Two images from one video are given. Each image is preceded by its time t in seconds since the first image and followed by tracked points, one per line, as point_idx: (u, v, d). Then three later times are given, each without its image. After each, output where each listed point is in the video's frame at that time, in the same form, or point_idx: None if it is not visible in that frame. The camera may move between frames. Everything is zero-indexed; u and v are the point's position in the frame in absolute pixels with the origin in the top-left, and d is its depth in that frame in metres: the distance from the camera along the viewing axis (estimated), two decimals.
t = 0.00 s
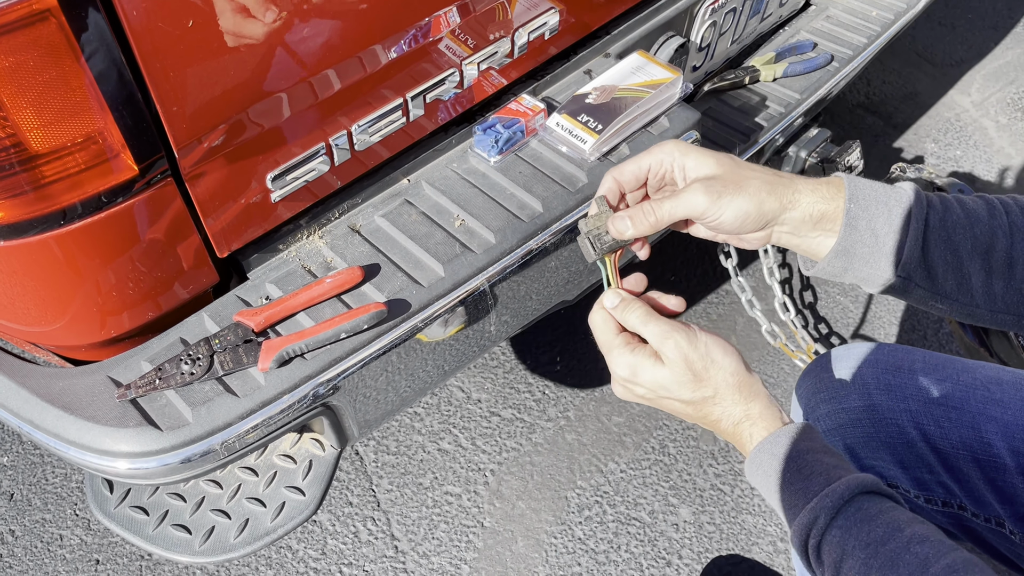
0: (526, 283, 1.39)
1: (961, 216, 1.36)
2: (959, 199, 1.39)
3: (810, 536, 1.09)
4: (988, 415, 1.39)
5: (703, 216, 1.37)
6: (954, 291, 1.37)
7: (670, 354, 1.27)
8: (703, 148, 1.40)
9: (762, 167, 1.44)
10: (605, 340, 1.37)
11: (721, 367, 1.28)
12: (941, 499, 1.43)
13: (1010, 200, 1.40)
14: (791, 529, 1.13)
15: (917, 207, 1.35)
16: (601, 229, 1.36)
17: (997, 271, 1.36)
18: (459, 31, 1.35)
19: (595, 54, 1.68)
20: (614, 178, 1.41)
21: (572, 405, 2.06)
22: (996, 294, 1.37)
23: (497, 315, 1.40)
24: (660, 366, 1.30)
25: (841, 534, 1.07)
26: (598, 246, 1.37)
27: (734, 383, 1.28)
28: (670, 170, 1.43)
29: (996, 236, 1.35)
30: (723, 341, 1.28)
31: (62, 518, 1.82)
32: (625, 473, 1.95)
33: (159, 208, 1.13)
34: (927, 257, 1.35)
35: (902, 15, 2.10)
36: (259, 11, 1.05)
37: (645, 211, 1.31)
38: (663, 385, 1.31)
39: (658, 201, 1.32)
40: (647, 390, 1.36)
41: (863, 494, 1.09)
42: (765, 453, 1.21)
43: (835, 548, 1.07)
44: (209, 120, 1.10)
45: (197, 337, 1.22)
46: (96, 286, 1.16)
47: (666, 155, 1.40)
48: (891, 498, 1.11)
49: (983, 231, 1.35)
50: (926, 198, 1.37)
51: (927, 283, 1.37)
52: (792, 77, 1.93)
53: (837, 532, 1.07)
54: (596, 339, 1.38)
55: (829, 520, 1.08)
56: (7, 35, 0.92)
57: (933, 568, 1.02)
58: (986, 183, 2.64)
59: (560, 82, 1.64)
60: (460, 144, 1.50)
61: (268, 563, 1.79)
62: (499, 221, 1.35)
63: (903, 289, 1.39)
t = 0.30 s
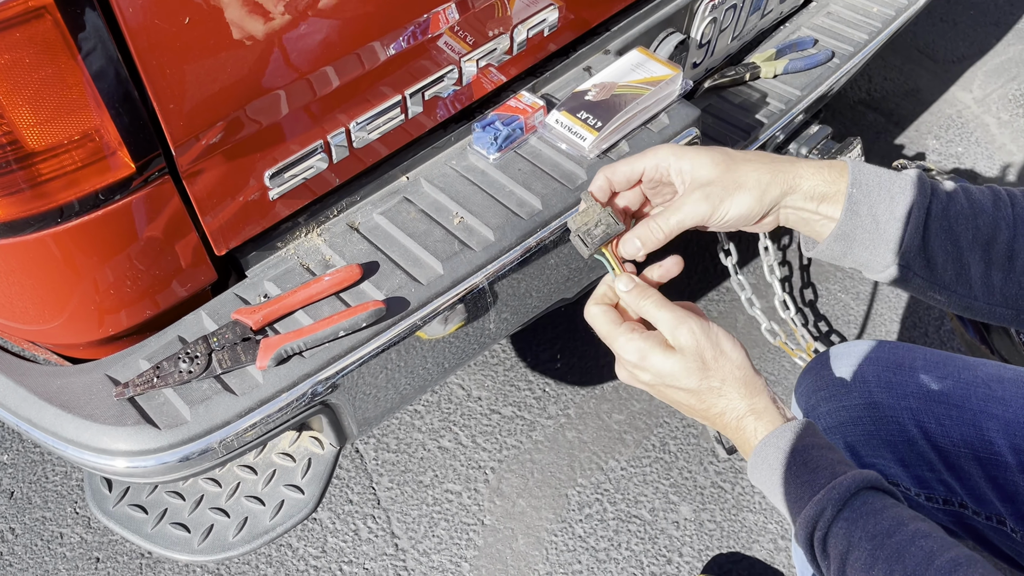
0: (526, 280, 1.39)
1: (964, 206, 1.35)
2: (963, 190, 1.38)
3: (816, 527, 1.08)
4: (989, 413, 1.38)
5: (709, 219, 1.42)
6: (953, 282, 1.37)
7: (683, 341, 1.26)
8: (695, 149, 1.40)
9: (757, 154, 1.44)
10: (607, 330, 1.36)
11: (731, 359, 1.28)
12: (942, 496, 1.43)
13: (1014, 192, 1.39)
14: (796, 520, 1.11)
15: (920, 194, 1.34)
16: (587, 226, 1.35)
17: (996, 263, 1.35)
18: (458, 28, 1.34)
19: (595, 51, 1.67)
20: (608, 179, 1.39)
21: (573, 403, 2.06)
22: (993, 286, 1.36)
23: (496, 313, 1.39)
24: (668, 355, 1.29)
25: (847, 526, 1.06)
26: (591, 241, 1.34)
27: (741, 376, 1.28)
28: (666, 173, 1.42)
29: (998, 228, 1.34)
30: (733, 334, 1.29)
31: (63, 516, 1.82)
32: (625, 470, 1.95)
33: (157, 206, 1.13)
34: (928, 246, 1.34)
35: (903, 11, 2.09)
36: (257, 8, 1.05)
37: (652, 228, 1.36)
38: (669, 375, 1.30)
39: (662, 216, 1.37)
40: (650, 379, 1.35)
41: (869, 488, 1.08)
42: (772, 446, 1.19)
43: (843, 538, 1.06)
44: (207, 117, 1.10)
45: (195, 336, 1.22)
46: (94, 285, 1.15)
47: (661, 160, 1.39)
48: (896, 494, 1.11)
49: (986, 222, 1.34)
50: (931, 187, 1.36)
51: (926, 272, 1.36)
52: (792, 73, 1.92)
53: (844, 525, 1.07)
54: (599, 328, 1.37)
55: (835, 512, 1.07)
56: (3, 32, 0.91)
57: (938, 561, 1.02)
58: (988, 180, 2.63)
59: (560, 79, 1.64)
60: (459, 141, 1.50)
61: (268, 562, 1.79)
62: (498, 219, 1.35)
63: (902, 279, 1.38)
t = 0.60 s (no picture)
0: (527, 278, 1.39)
1: (967, 212, 1.34)
2: (967, 196, 1.38)
3: (814, 526, 1.08)
4: (993, 411, 1.38)
5: (713, 229, 1.39)
6: (960, 288, 1.36)
7: (676, 340, 1.26)
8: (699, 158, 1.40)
9: (762, 168, 1.44)
10: (599, 338, 1.35)
11: (725, 354, 1.27)
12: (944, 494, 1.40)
13: (1019, 198, 1.38)
14: (795, 518, 1.11)
15: (921, 202, 1.34)
16: (592, 224, 1.36)
17: (1003, 269, 1.34)
18: (458, 25, 1.34)
19: (596, 48, 1.66)
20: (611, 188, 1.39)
21: (574, 401, 2.06)
22: (1000, 290, 1.35)
23: (498, 311, 1.39)
24: (663, 357, 1.28)
25: (845, 525, 1.06)
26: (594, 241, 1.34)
27: (738, 371, 1.27)
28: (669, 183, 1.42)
29: (1003, 234, 1.34)
30: (726, 328, 1.29)
31: (64, 514, 1.82)
32: (627, 468, 1.94)
33: (157, 204, 1.12)
34: (933, 253, 1.34)
35: (905, 7, 2.08)
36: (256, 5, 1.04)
37: (655, 232, 1.34)
38: (666, 376, 1.30)
39: (666, 223, 1.34)
40: (648, 382, 1.34)
41: (867, 484, 1.08)
42: (767, 444, 1.19)
43: (841, 537, 1.06)
44: (205, 115, 1.09)
45: (195, 334, 1.22)
46: (93, 283, 1.15)
47: (665, 169, 1.39)
48: (897, 488, 1.10)
49: (990, 228, 1.34)
50: (933, 194, 1.36)
51: (932, 280, 1.36)
52: (794, 70, 1.91)
53: (841, 522, 1.06)
54: (590, 338, 1.37)
55: (833, 510, 1.07)
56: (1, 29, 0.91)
57: (936, 558, 1.01)
58: (990, 176, 2.63)
59: (561, 76, 1.63)
60: (460, 139, 1.49)
61: (270, 560, 1.78)
62: (498, 216, 1.34)
63: (908, 286, 1.38)
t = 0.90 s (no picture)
0: (529, 276, 1.39)
1: (969, 220, 1.35)
2: (968, 204, 1.38)
3: (815, 522, 1.08)
4: (994, 409, 1.38)
5: (708, 231, 1.39)
6: (966, 298, 1.36)
7: (677, 338, 1.26)
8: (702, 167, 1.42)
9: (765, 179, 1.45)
10: (602, 333, 1.37)
11: (726, 354, 1.27)
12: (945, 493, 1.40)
13: (1019, 204, 1.39)
14: (796, 515, 1.11)
15: (924, 212, 1.34)
16: (586, 224, 1.34)
17: (1007, 276, 1.35)
18: (459, 23, 1.33)
19: (596, 46, 1.66)
20: (613, 197, 1.42)
21: (576, 399, 2.05)
22: (1006, 299, 1.36)
23: (499, 309, 1.39)
24: (663, 355, 1.29)
25: (846, 521, 1.06)
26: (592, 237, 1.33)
27: (737, 371, 1.27)
28: (670, 190, 1.44)
29: (1005, 241, 1.34)
30: (729, 328, 1.28)
31: (66, 513, 1.82)
32: (629, 466, 1.94)
33: (158, 203, 1.12)
34: (936, 263, 1.34)
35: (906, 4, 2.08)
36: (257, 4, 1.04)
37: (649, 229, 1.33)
38: (664, 373, 1.30)
39: (663, 222, 1.33)
40: (647, 377, 1.35)
41: (868, 480, 1.08)
42: (767, 442, 1.20)
43: (841, 533, 1.05)
44: (206, 114, 1.09)
45: (196, 333, 1.22)
46: (94, 282, 1.15)
47: (665, 178, 1.41)
48: (898, 485, 1.10)
49: (992, 235, 1.34)
50: (934, 203, 1.36)
51: (937, 290, 1.36)
52: (795, 68, 1.91)
53: (842, 519, 1.06)
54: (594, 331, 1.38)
55: (833, 507, 1.07)
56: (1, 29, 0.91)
57: (937, 554, 1.01)
58: (991, 173, 2.62)
59: (561, 75, 1.63)
60: (460, 137, 1.49)
61: (271, 559, 1.78)
62: (499, 215, 1.34)
63: (914, 297, 1.38)
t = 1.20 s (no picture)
0: (529, 273, 1.38)
1: (970, 221, 1.35)
2: (968, 204, 1.38)
3: (811, 519, 1.08)
4: (995, 405, 1.37)
5: (704, 234, 1.41)
6: (965, 297, 1.36)
7: (674, 334, 1.27)
8: (707, 164, 1.43)
9: (769, 181, 1.46)
10: (603, 331, 1.39)
11: (722, 350, 1.27)
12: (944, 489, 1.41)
13: (1020, 205, 1.39)
14: (793, 511, 1.12)
15: (925, 211, 1.33)
16: (596, 220, 1.37)
17: (1008, 276, 1.35)
18: (459, 20, 1.33)
19: (596, 43, 1.66)
20: (619, 193, 1.44)
21: (577, 396, 2.05)
22: (1005, 298, 1.36)
23: (499, 306, 1.39)
24: (660, 352, 1.29)
25: (842, 517, 1.06)
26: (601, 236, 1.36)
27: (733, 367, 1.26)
28: (672, 185, 1.45)
29: (1005, 241, 1.34)
30: (727, 323, 1.28)
31: (67, 511, 1.82)
32: (630, 464, 1.94)
33: (158, 200, 1.13)
34: (936, 263, 1.33)
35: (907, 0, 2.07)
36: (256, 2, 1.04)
37: (648, 232, 1.35)
38: (661, 371, 1.31)
39: (659, 224, 1.36)
40: (645, 376, 1.35)
41: (864, 476, 1.08)
42: (765, 438, 1.19)
43: (838, 530, 1.06)
44: (205, 112, 1.09)
45: (197, 331, 1.22)
46: (94, 280, 1.15)
47: (670, 169, 1.42)
48: (896, 479, 1.10)
49: (992, 236, 1.34)
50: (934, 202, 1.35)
51: (937, 289, 1.35)
52: (795, 64, 1.91)
53: (839, 514, 1.06)
54: (595, 328, 1.41)
55: (829, 502, 1.07)
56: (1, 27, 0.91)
57: (936, 547, 1.01)
58: (992, 170, 2.62)
59: (561, 72, 1.63)
60: (460, 134, 1.49)
61: (273, 557, 1.78)
62: (499, 212, 1.34)
63: (913, 296, 1.37)
